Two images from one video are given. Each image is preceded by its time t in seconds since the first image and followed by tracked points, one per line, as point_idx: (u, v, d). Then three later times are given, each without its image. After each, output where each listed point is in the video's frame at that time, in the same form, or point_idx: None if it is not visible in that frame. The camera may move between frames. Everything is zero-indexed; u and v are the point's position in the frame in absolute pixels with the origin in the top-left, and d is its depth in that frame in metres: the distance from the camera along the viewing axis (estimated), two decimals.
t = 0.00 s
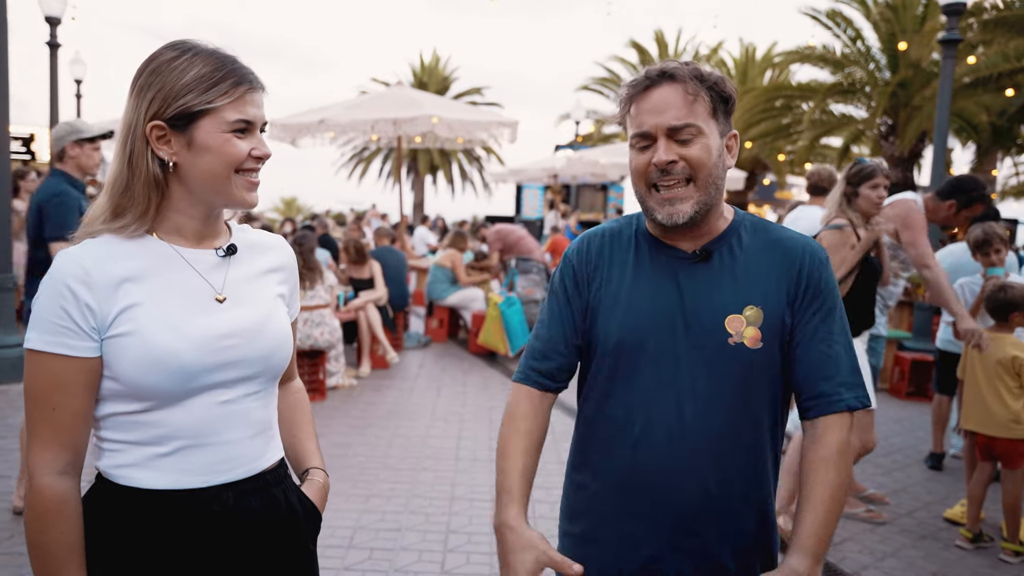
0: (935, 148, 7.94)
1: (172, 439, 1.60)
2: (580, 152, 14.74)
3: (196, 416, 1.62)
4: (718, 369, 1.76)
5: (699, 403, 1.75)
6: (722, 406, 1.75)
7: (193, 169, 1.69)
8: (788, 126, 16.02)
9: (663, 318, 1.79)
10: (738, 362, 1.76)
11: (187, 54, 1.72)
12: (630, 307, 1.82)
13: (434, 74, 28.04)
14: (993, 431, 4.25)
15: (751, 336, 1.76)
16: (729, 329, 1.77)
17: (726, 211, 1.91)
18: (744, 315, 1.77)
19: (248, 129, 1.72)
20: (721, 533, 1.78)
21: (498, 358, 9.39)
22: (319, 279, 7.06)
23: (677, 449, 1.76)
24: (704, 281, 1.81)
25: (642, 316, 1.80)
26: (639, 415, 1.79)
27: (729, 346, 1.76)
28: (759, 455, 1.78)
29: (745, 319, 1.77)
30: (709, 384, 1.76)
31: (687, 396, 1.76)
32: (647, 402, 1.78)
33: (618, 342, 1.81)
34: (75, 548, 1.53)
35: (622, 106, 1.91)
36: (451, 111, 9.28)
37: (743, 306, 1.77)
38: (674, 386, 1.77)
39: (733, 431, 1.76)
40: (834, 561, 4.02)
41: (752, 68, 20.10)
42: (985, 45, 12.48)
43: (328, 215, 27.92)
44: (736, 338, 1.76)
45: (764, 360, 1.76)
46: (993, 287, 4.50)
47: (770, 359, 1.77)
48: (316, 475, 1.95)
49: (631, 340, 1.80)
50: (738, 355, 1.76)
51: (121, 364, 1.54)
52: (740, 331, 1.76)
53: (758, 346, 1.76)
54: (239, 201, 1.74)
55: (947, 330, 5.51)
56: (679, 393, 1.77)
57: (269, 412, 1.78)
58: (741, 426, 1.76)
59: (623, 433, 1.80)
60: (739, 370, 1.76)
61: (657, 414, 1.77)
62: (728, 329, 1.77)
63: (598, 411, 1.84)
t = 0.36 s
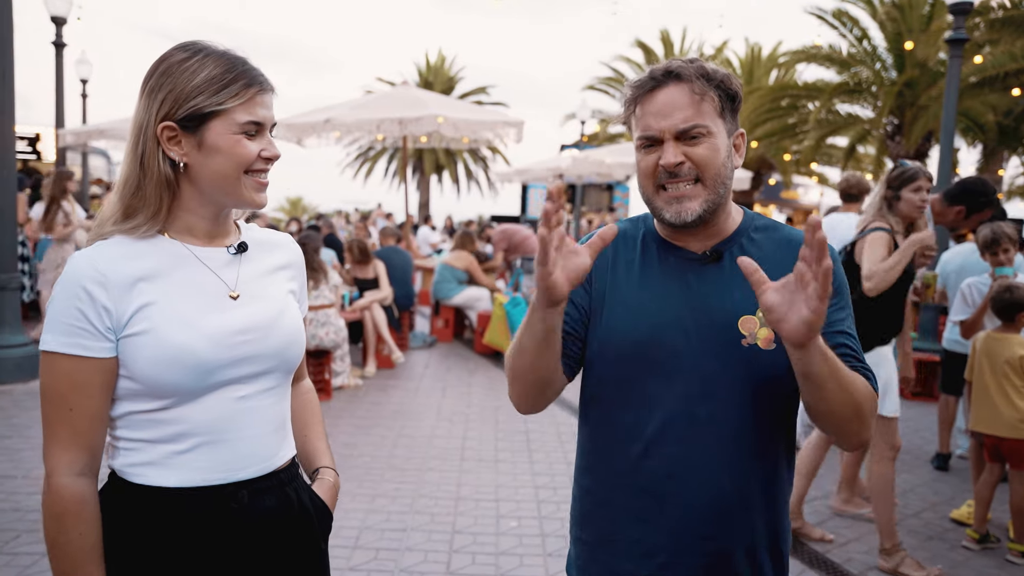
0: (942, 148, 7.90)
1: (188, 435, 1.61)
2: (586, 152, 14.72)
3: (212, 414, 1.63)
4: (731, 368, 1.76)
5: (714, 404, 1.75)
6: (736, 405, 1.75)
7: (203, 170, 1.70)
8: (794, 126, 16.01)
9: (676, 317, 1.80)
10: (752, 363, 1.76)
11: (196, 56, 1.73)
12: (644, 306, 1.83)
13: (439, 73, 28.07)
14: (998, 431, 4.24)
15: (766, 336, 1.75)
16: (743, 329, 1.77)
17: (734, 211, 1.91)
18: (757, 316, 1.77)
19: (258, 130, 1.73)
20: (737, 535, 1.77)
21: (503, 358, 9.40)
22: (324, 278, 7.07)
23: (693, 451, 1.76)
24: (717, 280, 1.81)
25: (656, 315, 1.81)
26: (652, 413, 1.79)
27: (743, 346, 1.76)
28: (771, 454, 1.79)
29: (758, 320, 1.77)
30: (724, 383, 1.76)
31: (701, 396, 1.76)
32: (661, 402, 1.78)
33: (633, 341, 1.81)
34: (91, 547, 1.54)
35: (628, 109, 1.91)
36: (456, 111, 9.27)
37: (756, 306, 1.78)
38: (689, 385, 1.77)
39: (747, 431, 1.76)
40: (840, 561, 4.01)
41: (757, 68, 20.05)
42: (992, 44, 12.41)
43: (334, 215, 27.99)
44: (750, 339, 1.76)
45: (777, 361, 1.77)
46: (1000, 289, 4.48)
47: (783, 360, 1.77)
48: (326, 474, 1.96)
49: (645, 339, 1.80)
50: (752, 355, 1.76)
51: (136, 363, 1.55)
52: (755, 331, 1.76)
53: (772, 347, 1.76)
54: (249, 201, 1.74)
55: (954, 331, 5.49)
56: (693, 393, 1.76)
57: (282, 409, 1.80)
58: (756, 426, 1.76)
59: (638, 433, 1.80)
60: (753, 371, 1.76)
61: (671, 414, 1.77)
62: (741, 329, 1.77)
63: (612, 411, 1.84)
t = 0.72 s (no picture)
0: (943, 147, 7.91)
1: (197, 435, 1.63)
2: (587, 151, 14.74)
3: (221, 412, 1.65)
4: (733, 371, 1.78)
5: (719, 407, 1.77)
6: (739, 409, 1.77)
7: (214, 170, 1.72)
8: (794, 125, 16.03)
9: (679, 323, 1.81)
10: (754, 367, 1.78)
11: (207, 60, 1.75)
12: (646, 312, 1.84)
13: (440, 73, 28.09)
14: (999, 428, 4.26)
15: (767, 341, 1.78)
16: (745, 334, 1.79)
17: (738, 214, 1.92)
18: (759, 320, 1.79)
19: (268, 132, 1.75)
20: (744, 537, 1.79)
21: (505, 357, 9.41)
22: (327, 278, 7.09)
23: (697, 453, 1.78)
24: (720, 285, 1.83)
25: (659, 321, 1.82)
26: (656, 416, 1.81)
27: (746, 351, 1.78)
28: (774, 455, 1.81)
29: (760, 324, 1.79)
30: (727, 387, 1.78)
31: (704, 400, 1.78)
32: (665, 407, 1.80)
33: (637, 346, 1.83)
34: (108, 543, 1.56)
35: (631, 119, 1.91)
36: (458, 111, 9.29)
37: (758, 311, 1.80)
38: (692, 390, 1.78)
39: (749, 433, 1.78)
40: (843, 560, 4.03)
41: (758, 67, 20.06)
42: (992, 44, 12.43)
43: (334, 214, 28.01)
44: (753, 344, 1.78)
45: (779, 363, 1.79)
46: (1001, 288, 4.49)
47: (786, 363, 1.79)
48: (333, 473, 1.98)
49: (648, 345, 1.82)
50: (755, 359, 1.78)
51: (147, 360, 1.57)
52: (757, 336, 1.79)
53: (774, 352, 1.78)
54: (259, 202, 1.76)
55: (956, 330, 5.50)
56: (696, 397, 1.78)
57: (290, 407, 1.81)
58: (760, 428, 1.78)
59: (642, 436, 1.82)
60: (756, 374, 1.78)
61: (675, 419, 1.79)
62: (744, 334, 1.79)
63: (616, 415, 1.86)
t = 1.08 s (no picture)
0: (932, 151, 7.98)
1: (193, 436, 1.64)
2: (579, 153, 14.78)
3: (216, 412, 1.66)
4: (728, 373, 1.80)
5: (713, 408, 1.80)
6: (733, 410, 1.80)
7: (213, 172, 1.73)
8: (785, 128, 16.12)
9: (675, 326, 1.84)
10: (749, 368, 1.81)
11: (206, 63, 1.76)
12: (642, 315, 1.87)
13: (432, 75, 28.12)
14: (990, 429, 4.32)
15: (762, 343, 1.81)
16: (740, 336, 1.81)
17: (734, 218, 1.94)
18: (754, 322, 1.81)
19: (266, 134, 1.76)
20: (736, 536, 1.81)
21: (498, 359, 9.43)
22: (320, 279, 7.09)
23: (691, 453, 1.80)
24: (715, 288, 1.85)
25: (656, 324, 1.85)
26: (652, 417, 1.83)
27: (741, 352, 1.81)
28: (768, 455, 1.83)
29: (755, 326, 1.81)
30: (721, 388, 1.80)
31: (699, 401, 1.80)
32: (661, 409, 1.82)
33: (633, 349, 1.85)
34: (100, 538, 1.57)
35: (627, 124, 1.93)
36: (451, 113, 9.30)
37: (753, 313, 1.82)
38: (687, 392, 1.81)
39: (743, 433, 1.80)
40: (834, 558, 4.07)
41: (749, 70, 20.17)
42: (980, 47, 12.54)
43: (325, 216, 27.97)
44: (747, 346, 1.81)
45: (773, 364, 1.81)
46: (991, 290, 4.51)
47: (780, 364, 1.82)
48: (330, 473, 1.99)
49: (645, 347, 1.84)
50: (750, 361, 1.81)
51: (144, 359, 1.58)
52: (751, 338, 1.81)
53: (768, 353, 1.81)
54: (258, 203, 1.77)
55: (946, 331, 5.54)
56: (691, 399, 1.81)
57: (286, 408, 1.82)
58: (753, 428, 1.81)
59: (638, 437, 1.85)
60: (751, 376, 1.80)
61: (669, 420, 1.82)
62: (738, 336, 1.81)
63: (613, 417, 1.88)
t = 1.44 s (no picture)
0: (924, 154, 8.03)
1: (198, 433, 1.65)
2: (573, 155, 14.81)
3: (221, 410, 1.67)
4: (725, 370, 1.82)
5: (710, 405, 1.82)
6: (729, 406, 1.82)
7: (219, 173, 1.74)
8: (778, 130, 16.20)
9: (673, 324, 1.86)
10: (745, 365, 1.82)
11: (212, 65, 1.77)
12: (640, 313, 1.89)
13: (426, 76, 28.13)
14: (979, 428, 4.37)
15: (758, 341, 1.82)
16: (737, 334, 1.83)
17: (731, 218, 1.96)
18: (750, 321, 1.83)
19: (271, 136, 1.78)
20: (734, 531, 1.83)
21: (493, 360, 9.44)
22: (315, 280, 7.10)
23: (690, 450, 1.83)
24: (712, 287, 1.87)
25: (653, 323, 1.87)
26: (650, 414, 1.85)
27: (737, 350, 1.83)
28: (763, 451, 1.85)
29: (752, 325, 1.83)
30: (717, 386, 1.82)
31: (696, 398, 1.83)
32: (658, 407, 1.85)
33: (631, 346, 1.87)
34: (110, 535, 1.58)
35: (629, 122, 1.96)
36: (446, 115, 9.32)
37: (750, 311, 1.84)
38: (684, 389, 1.83)
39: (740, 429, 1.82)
40: (828, 557, 4.10)
41: (742, 72, 20.25)
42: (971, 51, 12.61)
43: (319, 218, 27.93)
44: (744, 344, 1.83)
45: (769, 363, 1.83)
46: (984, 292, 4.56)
47: (776, 362, 1.84)
48: (329, 468, 2.01)
49: (643, 344, 1.87)
50: (746, 359, 1.83)
51: (150, 358, 1.59)
52: (748, 336, 1.83)
53: (765, 352, 1.83)
54: (263, 204, 1.79)
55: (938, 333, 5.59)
56: (688, 395, 1.83)
57: (288, 405, 1.84)
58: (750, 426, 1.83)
59: (636, 433, 1.87)
60: (747, 374, 1.82)
61: (667, 417, 1.84)
62: (735, 334, 1.83)
63: (611, 414, 1.90)
